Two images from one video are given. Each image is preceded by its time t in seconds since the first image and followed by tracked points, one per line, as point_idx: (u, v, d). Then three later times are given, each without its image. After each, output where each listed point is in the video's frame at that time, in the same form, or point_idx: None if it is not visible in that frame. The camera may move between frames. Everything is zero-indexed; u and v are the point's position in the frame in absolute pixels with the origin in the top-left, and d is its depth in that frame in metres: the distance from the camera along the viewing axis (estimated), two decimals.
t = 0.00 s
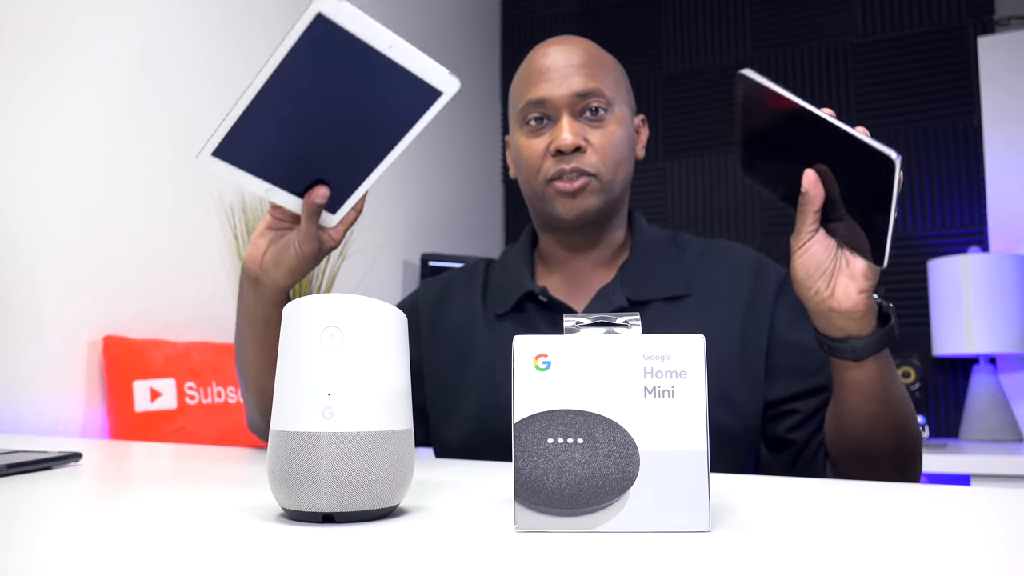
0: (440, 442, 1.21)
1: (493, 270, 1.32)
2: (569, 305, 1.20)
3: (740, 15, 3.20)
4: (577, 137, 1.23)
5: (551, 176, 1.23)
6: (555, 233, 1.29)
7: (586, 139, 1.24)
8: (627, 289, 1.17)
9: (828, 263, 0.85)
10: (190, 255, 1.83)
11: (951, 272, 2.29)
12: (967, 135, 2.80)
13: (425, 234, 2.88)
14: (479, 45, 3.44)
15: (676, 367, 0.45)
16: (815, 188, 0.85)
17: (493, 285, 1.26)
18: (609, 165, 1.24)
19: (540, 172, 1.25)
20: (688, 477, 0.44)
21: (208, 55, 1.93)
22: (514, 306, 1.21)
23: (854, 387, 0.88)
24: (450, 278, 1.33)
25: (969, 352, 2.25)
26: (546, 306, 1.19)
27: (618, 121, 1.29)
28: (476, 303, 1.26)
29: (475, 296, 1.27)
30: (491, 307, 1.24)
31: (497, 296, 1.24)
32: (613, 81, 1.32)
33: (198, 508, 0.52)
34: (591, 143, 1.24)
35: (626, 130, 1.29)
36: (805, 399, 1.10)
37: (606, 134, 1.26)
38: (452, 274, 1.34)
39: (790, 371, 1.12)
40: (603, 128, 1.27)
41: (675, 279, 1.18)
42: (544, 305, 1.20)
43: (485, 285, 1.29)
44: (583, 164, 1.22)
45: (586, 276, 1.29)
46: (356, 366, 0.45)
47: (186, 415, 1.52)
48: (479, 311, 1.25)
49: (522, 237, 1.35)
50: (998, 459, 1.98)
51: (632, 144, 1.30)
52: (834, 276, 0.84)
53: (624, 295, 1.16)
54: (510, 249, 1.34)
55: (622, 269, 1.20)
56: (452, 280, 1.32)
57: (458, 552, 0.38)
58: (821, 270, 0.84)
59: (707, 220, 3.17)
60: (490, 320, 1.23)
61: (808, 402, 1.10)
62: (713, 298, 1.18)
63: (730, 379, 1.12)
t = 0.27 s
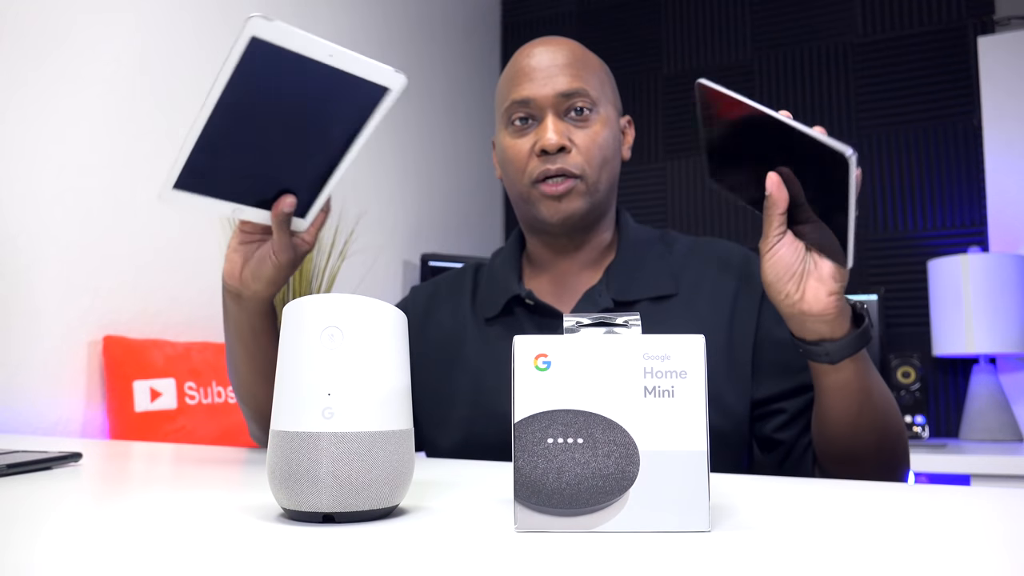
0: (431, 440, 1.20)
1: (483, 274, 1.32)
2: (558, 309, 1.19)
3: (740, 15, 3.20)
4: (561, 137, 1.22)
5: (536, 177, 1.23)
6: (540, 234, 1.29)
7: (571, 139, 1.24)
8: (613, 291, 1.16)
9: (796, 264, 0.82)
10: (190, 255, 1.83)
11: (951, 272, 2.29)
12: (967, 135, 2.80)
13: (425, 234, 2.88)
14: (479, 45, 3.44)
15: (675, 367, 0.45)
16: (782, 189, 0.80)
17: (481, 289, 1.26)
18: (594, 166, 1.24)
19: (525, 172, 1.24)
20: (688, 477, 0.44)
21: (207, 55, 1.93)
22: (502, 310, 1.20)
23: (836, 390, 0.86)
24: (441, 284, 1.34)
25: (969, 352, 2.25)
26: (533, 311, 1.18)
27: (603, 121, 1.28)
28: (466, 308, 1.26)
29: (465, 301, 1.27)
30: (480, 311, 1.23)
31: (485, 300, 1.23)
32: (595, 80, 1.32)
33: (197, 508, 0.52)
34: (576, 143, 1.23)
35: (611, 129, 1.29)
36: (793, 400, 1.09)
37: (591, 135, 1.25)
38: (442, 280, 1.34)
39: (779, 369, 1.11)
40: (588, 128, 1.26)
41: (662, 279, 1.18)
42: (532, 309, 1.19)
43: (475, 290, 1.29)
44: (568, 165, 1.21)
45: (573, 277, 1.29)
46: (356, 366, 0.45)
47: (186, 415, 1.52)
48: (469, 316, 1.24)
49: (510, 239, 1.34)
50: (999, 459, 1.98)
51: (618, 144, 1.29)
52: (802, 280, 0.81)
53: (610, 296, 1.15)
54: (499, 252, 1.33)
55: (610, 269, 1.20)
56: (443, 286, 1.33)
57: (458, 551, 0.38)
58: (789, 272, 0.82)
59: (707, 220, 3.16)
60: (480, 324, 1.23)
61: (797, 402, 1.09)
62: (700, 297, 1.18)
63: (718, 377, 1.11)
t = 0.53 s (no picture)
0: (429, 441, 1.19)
1: (479, 276, 1.33)
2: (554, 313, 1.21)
3: (740, 15, 3.20)
4: (510, 158, 1.21)
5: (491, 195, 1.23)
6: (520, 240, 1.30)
7: (523, 157, 1.21)
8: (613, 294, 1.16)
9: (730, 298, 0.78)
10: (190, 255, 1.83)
11: (951, 272, 2.29)
12: (967, 135, 2.80)
13: (425, 234, 2.88)
14: (478, 44, 3.44)
15: (675, 367, 0.45)
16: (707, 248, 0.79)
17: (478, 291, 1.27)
18: (549, 185, 1.21)
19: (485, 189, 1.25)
20: (689, 477, 0.44)
21: (207, 55, 1.92)
22: (500, 312, 1.22)
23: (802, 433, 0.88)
24: (436, 285, 1.34)
25: (969, 352, 2.25)
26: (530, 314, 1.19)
27: (564, 134, 1.22)
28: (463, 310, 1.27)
29: (462, 302, 1.28)
30: (477, 313, 1.25)
31: (482, 301, 1.24)
32: (567, 85, 1.24)
33: (198, 508, 0.52)
34: (527, 162, 1.21)
35: (576, 140, 1.23)
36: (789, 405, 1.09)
37: (548, 150, 1.21)
38: (436, 282, 1.35)
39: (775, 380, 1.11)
40: (545, 143, 1.22)
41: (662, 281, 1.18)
42: (529, 312, 1.20)
43: (471, 292, 1.30)
44: (517, 186, 1.20)
45: (567, 279, 1.28)
46: (356, 366, 0.45)
47: (186, 415, 1.52)
48: (466, 317, 1.26)
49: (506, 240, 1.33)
50: (999, 459, 1.98)
51: (586, 154, 1.24)
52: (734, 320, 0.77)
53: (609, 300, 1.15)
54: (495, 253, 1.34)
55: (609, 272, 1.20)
56: (438, 287, 1.33)
57: (459, 551, 0.38)
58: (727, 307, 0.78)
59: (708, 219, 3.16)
60: (477, 325, 1.24)
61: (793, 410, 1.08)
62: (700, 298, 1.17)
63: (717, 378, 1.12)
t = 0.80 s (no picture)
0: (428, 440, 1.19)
1: (481, 274, 1.32)
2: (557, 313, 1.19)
3: (740, 15, 3.20)
4: (517, 161, 1.20)
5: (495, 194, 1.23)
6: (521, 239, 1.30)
7: (528, 162, 1.21)
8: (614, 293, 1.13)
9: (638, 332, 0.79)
10: (190, 255, 1.83)
11: (951, 272, 2.29)
12: (967, 135, 2.80)
13: (425, 234, 2.88)
14: (478, 45, 3.44)
15: (675, 367, 0.45)
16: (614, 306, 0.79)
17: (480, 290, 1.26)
18: (553, 192, 1.20)
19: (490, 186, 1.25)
20: (689, 477, 0.44)
21: (207, 55, 1.93)
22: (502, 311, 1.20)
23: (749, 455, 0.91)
24: (438, 283, 1.33)
25: (969, 352, 2.25)
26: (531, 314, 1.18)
27: (573, 144, 1.21)
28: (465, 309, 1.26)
29: (464, 301, 1.27)
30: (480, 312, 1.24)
31: (484, 300, 1.23)
32: (581, 92, 1.23)
33: (198, 507, 0.52)
34: (533, 167, 1.20)
35: (585, 150, 1.23)
36: (772, 403, 1.09)
37: (555, 158, 1.21)
38: (439, 280, 1.34)
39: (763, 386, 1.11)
40: (553, 151, 1.21)
41: (664, 283, 1.16)
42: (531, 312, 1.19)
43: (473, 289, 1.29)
44: (521, 190, 1.20)
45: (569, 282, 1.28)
46: (356, 366, 0.45)
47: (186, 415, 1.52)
48: (468, 316, 1.24)
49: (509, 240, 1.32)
50: (999, 459, 1.98)
51: (593, 163, 1.23)
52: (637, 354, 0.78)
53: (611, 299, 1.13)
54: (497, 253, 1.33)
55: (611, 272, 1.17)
56: (440, 286, 1.32)
57: (459, 551, 0.38)
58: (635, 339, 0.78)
59: (708, 220, 3.16)
60: (479, 325, 1.23)
61: (773, 408, 1.08)
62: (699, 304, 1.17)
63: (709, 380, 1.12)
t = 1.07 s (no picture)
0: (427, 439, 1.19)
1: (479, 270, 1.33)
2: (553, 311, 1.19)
3: (740, 15, 3.20)
4: (513, 161, 1.20)
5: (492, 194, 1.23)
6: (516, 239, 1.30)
7: (524, 162, 1.20)
8: (610, 288, 1.14)
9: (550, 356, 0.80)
10: (190, 255, 1.83)
11: (951, 272, 2.29)
12: (967, 135, 2.80)
13: (425, 234, 2.88)
14: (478, 45, 3.44)
15: (675, 367, 0.45)
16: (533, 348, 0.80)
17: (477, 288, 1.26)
18: (549, 192, 1.20)
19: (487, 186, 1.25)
20: (688, 478, 0.44)
21: (207, 54, 1.93)
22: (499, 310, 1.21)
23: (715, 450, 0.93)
24: (437, 279, 1.34)
25: (969, 352, 2.25)
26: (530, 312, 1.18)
27: (570, 144, 1.21)
28: (464, 307, 1.27)
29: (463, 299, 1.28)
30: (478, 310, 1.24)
31: (481, 298, 1.24)
32: (578, 93, 1.22)
33: (197, 507, 0.52)
34: (530, 167, 1.20)
35: (583, 150, 1.22)
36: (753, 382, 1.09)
37: (552, 158, 1.20)
38: (438, 276, 1.35)
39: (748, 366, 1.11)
40: (550, 151, 1.21)
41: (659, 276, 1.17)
42: (527, 310, 1.19)
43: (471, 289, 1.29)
44: (517, 190, 1.20)
45: (566, 280, 1.28)
46: (356, 366, 0.45)
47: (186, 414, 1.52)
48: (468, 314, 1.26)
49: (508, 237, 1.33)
50: (999, 459, 1.98)
51: (591, 164, 1.23)
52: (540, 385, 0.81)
53: (606, 294, 1.13)
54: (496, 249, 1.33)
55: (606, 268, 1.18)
56: (439, 282, 1.33)
57: (459, 551, 0.38)
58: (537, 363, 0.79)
59: (708, 219, 3.16)
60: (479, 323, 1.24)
61: (751, 390, 1.08)
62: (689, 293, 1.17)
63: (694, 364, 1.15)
